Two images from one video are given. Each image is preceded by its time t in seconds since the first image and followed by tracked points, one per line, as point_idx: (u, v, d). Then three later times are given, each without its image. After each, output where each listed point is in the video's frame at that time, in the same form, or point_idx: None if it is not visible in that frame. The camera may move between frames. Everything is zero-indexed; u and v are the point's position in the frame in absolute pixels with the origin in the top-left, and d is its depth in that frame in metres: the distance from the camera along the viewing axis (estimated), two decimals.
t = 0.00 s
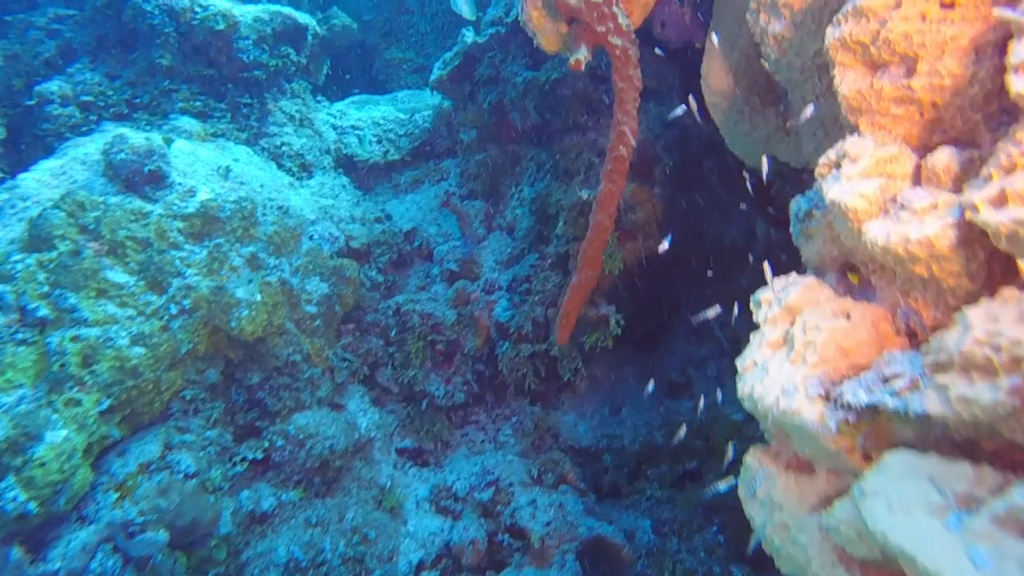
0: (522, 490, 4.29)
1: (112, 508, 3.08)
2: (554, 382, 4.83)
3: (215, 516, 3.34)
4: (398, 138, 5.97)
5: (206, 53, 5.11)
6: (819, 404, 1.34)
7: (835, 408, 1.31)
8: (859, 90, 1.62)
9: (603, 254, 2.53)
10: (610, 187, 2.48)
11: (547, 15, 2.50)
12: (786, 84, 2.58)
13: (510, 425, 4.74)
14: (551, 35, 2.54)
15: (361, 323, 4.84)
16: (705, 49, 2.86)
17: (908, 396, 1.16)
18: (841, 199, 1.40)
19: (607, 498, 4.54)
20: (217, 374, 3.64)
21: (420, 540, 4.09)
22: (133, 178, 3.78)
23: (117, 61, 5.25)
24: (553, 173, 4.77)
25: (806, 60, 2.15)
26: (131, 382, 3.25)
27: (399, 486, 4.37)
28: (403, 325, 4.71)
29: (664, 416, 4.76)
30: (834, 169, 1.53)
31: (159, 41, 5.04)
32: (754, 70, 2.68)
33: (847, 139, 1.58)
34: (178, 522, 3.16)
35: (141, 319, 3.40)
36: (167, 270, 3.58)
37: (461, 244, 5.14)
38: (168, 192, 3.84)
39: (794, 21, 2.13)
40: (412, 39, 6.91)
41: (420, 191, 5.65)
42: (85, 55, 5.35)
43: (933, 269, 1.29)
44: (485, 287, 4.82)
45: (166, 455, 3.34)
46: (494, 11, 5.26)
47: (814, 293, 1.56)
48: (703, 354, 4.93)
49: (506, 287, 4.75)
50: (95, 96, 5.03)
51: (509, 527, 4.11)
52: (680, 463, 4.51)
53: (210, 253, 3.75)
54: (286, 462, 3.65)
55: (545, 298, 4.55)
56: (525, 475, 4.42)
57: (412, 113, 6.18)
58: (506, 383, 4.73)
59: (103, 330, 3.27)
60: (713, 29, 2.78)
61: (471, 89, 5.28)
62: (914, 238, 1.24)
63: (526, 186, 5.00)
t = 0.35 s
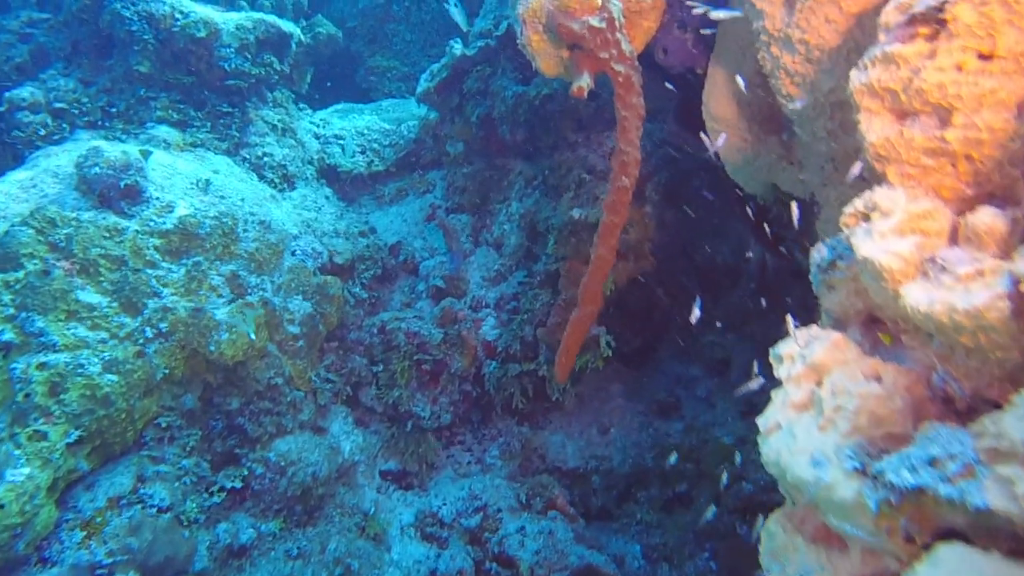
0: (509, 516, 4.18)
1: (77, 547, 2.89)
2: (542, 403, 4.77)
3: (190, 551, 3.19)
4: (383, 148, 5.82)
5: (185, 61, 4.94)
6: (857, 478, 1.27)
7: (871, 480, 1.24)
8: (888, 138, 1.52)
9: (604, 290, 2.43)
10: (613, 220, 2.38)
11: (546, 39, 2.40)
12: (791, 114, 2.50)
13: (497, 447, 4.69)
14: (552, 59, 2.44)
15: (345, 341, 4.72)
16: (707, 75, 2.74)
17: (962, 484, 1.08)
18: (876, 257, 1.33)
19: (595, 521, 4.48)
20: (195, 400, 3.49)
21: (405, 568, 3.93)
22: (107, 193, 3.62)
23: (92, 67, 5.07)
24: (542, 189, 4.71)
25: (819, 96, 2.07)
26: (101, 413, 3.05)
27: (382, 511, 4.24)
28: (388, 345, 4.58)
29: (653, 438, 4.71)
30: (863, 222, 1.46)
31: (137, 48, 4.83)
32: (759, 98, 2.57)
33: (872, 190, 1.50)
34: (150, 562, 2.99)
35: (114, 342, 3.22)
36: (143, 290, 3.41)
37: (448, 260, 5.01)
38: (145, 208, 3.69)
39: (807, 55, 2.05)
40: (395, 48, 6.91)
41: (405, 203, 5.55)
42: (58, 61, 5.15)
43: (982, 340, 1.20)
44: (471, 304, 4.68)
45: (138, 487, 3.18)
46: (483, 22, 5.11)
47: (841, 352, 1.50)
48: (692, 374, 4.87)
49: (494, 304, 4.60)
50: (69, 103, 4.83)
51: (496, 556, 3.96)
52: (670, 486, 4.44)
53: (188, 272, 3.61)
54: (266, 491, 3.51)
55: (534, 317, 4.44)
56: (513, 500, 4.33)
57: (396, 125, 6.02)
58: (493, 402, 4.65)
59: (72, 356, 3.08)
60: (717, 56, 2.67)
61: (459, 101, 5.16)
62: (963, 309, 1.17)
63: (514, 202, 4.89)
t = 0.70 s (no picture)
0: (502, 535, 4.14)
1: None
2: (534, 417, 4.68)
3: None
4: (374, 152, 5.69)
5: (170, 60, 4.78)
6: (905, 553, 1.19)
7: (923, 556, 1.17)
8: (937, 181, 1.52)
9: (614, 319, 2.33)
10: (621, 246, 2.29)
11: (558, 54, 2.30)
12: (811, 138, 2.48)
13: (488, 462, 4.62)
14: (563, 76, 2.34)
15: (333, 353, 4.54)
16: (724, 93, 2.61)
17: None
18: (931, 313, 1.25)
19: (587, 537, 4.42)
20: (179, 419, 3.36)
21: None
22: (88, 201, 3.47)
23: (72, 64, 4.84)
24: (540, 200, 4.63)
25: (852, 126, 2.02)
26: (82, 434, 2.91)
27: (371, 530, 4.12)
28: (378, 358, 4.45)
29: (649, 454, 4.59)
30: (910, 271, 1.39)
31: (118, 46, 4.64)
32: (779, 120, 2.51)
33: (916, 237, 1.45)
34: None
35: (94, 359, 3.07)
36: (125, 304, 3.27)
37: (441, 271, 4.94)
38: (126, 216, 3.54)
39: (840, 84, 2.00)
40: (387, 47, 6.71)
41: (397, 209, 5.47)
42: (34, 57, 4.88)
43: None
44: (464, 316, 4.61)
45: (119, 512, 3.04)
46: (481, 25, 4.94)
47: (880, 408, 1.43)
48: (688, 390, 4.78)
49: (488, 316, 4.55)
50: (45, 101, 4.55)
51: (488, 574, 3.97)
52: (664, 503, 4.38)
53: (172, 284, 3.47)
54: (252, 512, 3.37)
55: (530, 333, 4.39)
56: (506, 518, 4.26)
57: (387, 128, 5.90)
58: (485, 416, 4.58)
59: (51, 375, 2.92)
60: (739, 76, 2.55)
61: (455, 108, 5.05)
62: None
63: (509, 212, 4.78)
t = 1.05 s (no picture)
0: (499, 546, 4.03)
1: None
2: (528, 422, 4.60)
3: None
4: (363, 150, 5.54)
5: (153, 53, 4.60)
6: None
7: None
8: (990, 217, 1.48)
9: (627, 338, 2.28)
10: (636, 265, 2.21)
11: (574, 64, 2.20)
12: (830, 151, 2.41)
13: (483, 469, 4.58)
14: (577, 85, 2.25)
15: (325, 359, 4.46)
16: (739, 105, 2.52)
17: None
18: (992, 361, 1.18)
19: (584, 544, 4.35)
20: (167, 432, 3.24)
21: None
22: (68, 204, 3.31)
23: (47, 54, 4.59)
24: (536, 203, 4.58)
25: (885, 145, 1.96)
26: (66, 452, 2.79)
27: (365, 540, 3.95)
28: (371, 363, 4.34)
29: (645, 462, 4.55)
30: (961, 310, 1.33)
31: (99, 36, 4.53)
32: (797, 132, 2.44)
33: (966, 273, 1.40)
34: None
35: (77, 371, 2.93)
36: (109, 312, 3.13)
37: (435, 274, 4.81)
38: (110, 220, 3.38)
39: (875, 102, 1.93)
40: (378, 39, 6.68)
41: (388, 209, 5.35)
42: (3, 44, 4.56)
43: None
44: (459, 321, 4.51)
45: (104, 533, 2.86)
46: (478, 21, 4.86)
47: (924, 455, 1.44)
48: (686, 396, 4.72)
49: (484, 319, 4.46)
50: (19, 94, 4.34)
51: None
52: (661, 510, 4.32)
53: (160, 291, 3.32)
54: (243, 526, 3.21)
55: (529, 339, 4.32)
56: (503, 529, 4.18)
57: (378, 125, 5.78)
58: (479, 422, 4.49)
59: (31, 390, 2.78)
60: (760, 86, 2.47)
61: (451, 106, 4.91)
62: None
63: (504, 214, 4.72)
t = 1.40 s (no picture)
0: (502, 558, 4.02)
1: None
2: (529, 425, 4.56)
3: None
4: (356, 149, 5.42)
5: (135, 49, 4.39)
6: None
7: None
8: None
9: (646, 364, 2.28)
10: (653, 287, 2.16)
11: (591, 75, 2.10)
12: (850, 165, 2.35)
13: (482, 476, 4.47)
14: (594, 97, 2.14)
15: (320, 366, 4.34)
16: (758, 113, 2.44)
17: None
18: None
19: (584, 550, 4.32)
20: (160, 452, 3.13)
21: None
22: (50, 212, 3.15)
23: (21, 48, 4.32)
24: (535, 205, 4.49)
25: (920, 168, 1.91)
26: (56, 478, 2.67)
27: (365, 552, 3.97)
28: (368, 371, 4.25)
29: (647, 465, 4.47)
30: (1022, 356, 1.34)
31: (77, 32, 4.26)
32: (818, 146, 2.36)
33: None
34: None
35: (64, 391, 2.81)
36: (97, 328, 3.00)
37: (431, 277, 4.70)
38: (95, 229, 3.23)
39: (914, 126, 1.87)
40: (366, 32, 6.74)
41: (381, 208, 5.24)
42: None
43: None
44: (457, 325, 4.41)
45: (97, 560, 2.80)
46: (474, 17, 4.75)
47: (985, 509, 1.43)
48: (686, 399, 4.66)
49: (483, 322, 4.35)
50: None
51: None
52: (662, 514, 4.30)
53: (150, 303, 3.20)
54: (243, 546, 3.16)
55: (529, 343, 4.27)
56: (503, 538, 4.14)
57: (370, 123, 5.66)
58: (479, 428, 4.41)
59: (15, 415, 2.65)
60: (782, 94, 2.36)
61: (446, 105, 4.79)
62: None
63: (501, 215, 4.64)
